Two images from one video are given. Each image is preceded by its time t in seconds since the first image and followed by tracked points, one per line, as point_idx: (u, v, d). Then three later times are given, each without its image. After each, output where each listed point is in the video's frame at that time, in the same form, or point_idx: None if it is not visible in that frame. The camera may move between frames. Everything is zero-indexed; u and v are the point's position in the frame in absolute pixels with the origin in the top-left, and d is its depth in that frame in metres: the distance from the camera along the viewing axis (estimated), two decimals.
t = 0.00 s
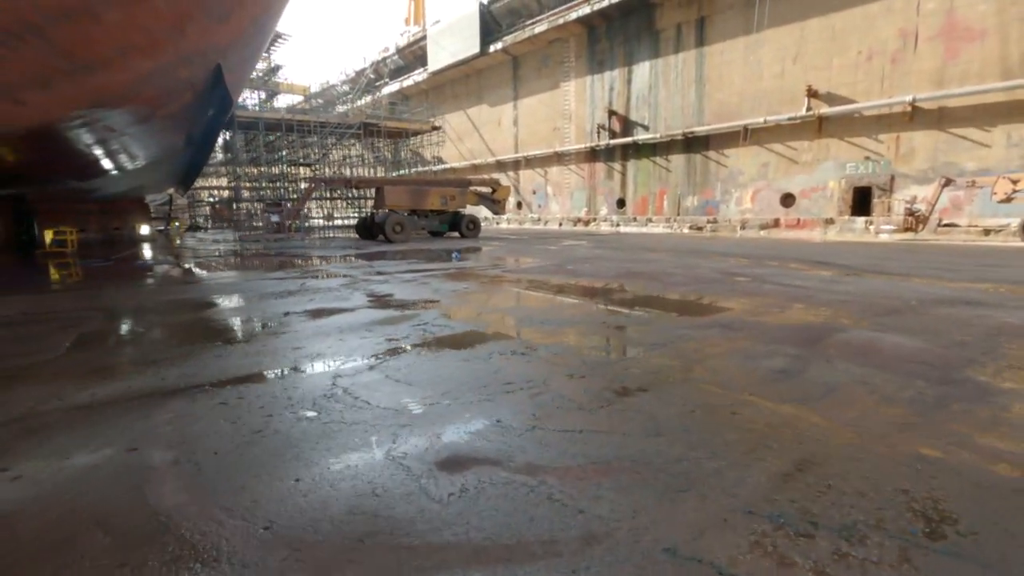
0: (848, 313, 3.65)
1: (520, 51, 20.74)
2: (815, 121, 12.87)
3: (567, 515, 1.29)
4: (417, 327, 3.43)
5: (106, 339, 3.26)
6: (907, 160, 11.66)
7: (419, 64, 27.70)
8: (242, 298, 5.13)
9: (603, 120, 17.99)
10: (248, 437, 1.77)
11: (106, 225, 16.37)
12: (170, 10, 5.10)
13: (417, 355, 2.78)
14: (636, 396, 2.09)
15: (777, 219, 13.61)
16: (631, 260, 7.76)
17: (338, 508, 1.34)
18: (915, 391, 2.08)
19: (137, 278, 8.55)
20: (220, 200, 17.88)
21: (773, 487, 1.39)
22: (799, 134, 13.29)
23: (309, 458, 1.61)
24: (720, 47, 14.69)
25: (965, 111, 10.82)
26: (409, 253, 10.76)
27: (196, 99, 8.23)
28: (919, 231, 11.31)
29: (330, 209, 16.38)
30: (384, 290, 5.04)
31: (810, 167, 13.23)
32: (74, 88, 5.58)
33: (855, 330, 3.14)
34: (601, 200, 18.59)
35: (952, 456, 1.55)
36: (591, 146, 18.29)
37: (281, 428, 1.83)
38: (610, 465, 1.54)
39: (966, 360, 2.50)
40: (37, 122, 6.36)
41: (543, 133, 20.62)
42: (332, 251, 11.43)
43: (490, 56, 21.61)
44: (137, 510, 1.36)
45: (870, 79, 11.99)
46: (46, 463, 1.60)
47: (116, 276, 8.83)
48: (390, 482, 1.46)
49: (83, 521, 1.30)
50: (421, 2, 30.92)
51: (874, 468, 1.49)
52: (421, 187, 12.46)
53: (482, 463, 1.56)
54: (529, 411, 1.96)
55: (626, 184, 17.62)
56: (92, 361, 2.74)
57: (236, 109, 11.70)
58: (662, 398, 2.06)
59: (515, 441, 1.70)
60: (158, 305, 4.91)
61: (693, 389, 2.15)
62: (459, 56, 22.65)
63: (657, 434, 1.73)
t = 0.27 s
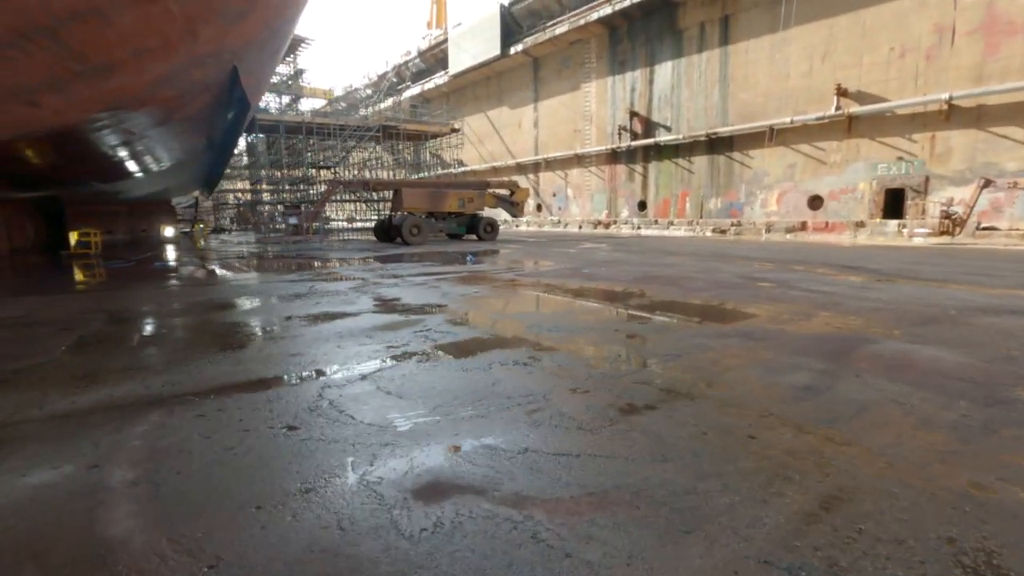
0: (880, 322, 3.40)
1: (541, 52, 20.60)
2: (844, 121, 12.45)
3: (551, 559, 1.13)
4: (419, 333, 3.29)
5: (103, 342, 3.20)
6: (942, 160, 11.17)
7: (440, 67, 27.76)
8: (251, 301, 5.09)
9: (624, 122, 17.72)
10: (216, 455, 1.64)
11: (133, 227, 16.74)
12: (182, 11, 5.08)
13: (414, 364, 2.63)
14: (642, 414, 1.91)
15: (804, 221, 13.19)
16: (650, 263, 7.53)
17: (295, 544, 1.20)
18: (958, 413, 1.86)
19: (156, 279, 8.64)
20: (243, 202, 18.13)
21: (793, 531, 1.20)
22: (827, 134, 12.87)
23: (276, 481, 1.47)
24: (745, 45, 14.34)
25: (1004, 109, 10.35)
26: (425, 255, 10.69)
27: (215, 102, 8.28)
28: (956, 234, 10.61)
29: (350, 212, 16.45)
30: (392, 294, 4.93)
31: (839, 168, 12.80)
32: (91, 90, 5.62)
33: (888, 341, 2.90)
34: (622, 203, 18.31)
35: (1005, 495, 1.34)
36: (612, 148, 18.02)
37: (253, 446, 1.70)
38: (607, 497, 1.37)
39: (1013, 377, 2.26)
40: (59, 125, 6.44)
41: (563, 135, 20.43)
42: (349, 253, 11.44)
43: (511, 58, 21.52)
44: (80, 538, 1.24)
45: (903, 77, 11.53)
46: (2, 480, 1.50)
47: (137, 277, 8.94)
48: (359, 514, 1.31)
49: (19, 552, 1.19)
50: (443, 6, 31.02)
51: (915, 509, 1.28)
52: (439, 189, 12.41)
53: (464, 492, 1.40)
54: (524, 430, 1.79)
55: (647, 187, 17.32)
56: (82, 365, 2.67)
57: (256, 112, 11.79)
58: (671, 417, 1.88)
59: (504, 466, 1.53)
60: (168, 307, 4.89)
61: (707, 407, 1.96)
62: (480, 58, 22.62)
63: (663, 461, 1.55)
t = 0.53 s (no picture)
0: (912, 336, 3.17)
1: (559, 53, 20.42)
2: (872, 120, 12.03)
3: None
4: (418, 343, 3.16)
5: (98, 349, 3.13)
6: (976, 160, 10.72)
7: (459, 69, 27.75)
8: (257, 305, 5.03)
9: (643, 122, 17.43)
10: (179, 482, 1.52)
11: (156, 229, 17.03)
12: (191, 13, 5.04)
13: (408, 378, 2.50)
14: (644, 441, 1.74)
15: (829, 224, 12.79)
16: (667, 268, 7.31)
17: None
18: (1003, 446, 1.66)
19: (172, 281, 8.70)
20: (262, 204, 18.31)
21: None
22: (853, 134, 12.46)
23: (237, 515, 1.35)
24: (767, 44, 13.99)
25: None
26: (439, 258, 10.61)
27: (229, 105, 8.30)
28: (992, 238, 10.25)
29: (366, 214, 16.48)
30: (398, 299, 4.81)
31: (865, 169, 12.38)
32: (103, 94, 5.63)
33: (920, 357, 2.68)
34: (640, 205, 18.02)
35: None
36: (630, 149, 17.75)
37: (219, 472, 1.57)
38: (597, 544, 1.21)
39: None
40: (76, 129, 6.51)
41: (581, 136, 20.20)
42: (363, 255, 11.42)
43: (529, 59, 21.39)
44: None
45: (934, 74, 11.10)
46: None
47: (153, 279, 9.01)
48: (317, 560, 1.17)
49: None
50: (462, 8, 31.03)
51: (956, 570, 1.10)
52: (454, 191, 12.33)
53: (438, 533, 1.26)
54: (513, 458, 1.64)
55: (667, 189, 17.00)
56: (69, 374, 2.59)
57: (273, 116, 11.85)
58: (677, 444, 1.70)
59: (485, 502, 1.38)
60: (174, 312, 4.85)
61: (717, 434, 1.77)
62: (498, 59, 22.53)
63: (664, 500, 1.38)
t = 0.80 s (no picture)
0: (949, 350, 2.91)
1: (577, 55, 20.25)
2: (900, 120, 11.62)
3: None
4: (416, 352, 3.01)
5: (91, 356, 3.05)
6: (1013, 161, 10.25)
7: (476, 72, 27.73)
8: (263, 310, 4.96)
9: (662, 124, 17.15)
10: (135, 510, 1.39)
11: (177, 232, 17.26)
12: (201, 15, 5.01)
13: (401, 390, 2.35)
14: (648, 470, 1.56)
15: (855, 228, 12.38)
16: (684, 273, 7.07)
17: None
18: None
19: (188, 284, 8.73)
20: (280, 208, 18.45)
21: None
22: (881, 135, 12.05)
23: (187, 554, 1.21)
24: (790, 43, 13.64)
25: None
26: (453, 261, 10.50)
27: (244, 109, 8.30)
28: None
29: (382, 217, 16.48)
30: (404, 305, 4.67)
31: (894, 170, 11.95)
32: (115, 98, 5.64)
33: (960, 375, 2.45)
34: (659, 208, 17.72)
35: None
36: (649, 151, 17.47)
37: (178, 500, 1.44)
38: None
39: None
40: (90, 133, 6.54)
41: (599, 139, 19.96)
42: (376, 259, 11.36)
43: (546, 61, 21.24)
44: None
45: (968, 72, 10.67)
46: None
47: (169, 282, 9.06)
48: None
49: None
50: (480, 11, 31.03)
51: None
52: (468, 194, 12.22)
53: None
54: (500, 488, 1.48)
55: (686, 192, 16.68)
56: (54, 383, 2.49)
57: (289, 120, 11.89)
58: (685, 475, 1.53)
59: (464, 543, 1.23)
60: (180, 316, 4.80)
61: (731, 464, 1.58)
62: (515, 62, 22.43)
63: (667, 544, 1.21)
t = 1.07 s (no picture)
0: (1000, 369, 2.65)
1: (600, 58, 20.04)
2: (939, 120, 11.12)
3: None
4: (418, 364, 2.86)
5: (91, 363, 3.00)
6: None
7: (499, 77, 27.71)
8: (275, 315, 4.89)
9: (687, 127, 16.81)
10: (87, 545, 1.27)
11: (204, 236, 17.57)
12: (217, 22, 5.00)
13: (397, 407, 2.20)
14: (655, 510, 1.39)
15: (890, 233, 11.89)
16: (708, 280, 6.82)
17: None
18: None
19: (209, 288, 8.81)
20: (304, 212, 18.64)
21: None
22: (918, 136, 11.54)
23: None
24: (821, 42, 13.21)
25: None
26: (471, 266, 10.39)
27: (264, 114, 8.34)
28: None
29: (403, 221, 16.50)
30: (413, 313, 4.52)
31: (932, 173, 11.43)
32: (134, 104, 5.68)
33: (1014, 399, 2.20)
34: (684, 213, 17.35)
35: None
36: (673, 154, 17.12)
37: (134, 535, 1.31)
38: None
39: None
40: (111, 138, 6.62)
41: (622, 142, 19.68)
42: (395, 263, 11.31)
43: (569, 64, 21.07)
44: None
45: (1012, 69, 10.15)
46: None
47: (191, 286, 9.15)
48: None
49: None
50: (504, 15, 31.03)
51: None
52: (488, 199, 12.11)
53: None
54: (488, 528, 1.32)
55: (712, 195, 16.29)
56: (47, 394, 2.43)
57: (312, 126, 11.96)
58: (697, 518, 1.34)
59: None
60: (192, 321, 4.77)
61: (751, 506, 1.40)
62: (538, 66, 22.32)
63: None
